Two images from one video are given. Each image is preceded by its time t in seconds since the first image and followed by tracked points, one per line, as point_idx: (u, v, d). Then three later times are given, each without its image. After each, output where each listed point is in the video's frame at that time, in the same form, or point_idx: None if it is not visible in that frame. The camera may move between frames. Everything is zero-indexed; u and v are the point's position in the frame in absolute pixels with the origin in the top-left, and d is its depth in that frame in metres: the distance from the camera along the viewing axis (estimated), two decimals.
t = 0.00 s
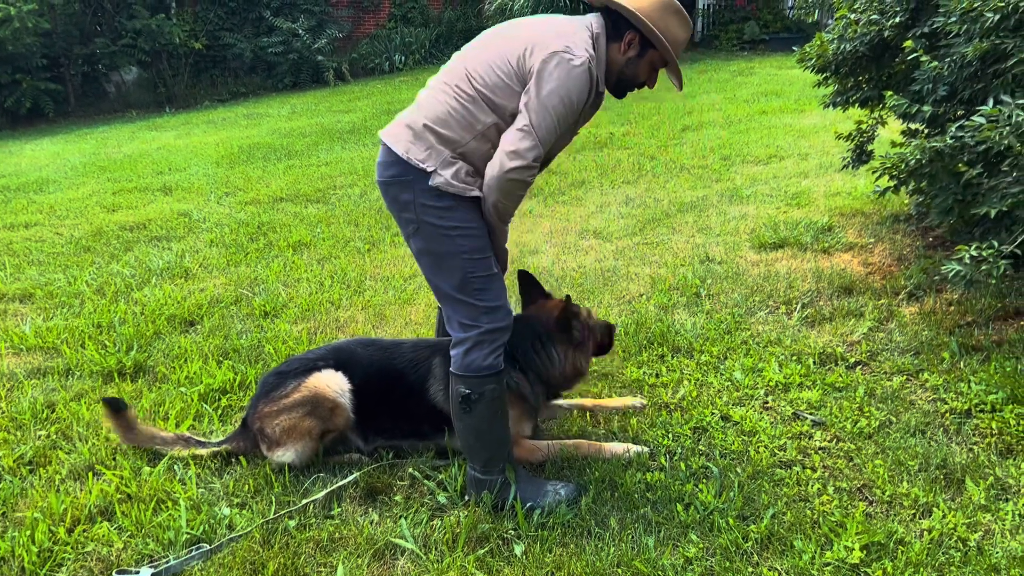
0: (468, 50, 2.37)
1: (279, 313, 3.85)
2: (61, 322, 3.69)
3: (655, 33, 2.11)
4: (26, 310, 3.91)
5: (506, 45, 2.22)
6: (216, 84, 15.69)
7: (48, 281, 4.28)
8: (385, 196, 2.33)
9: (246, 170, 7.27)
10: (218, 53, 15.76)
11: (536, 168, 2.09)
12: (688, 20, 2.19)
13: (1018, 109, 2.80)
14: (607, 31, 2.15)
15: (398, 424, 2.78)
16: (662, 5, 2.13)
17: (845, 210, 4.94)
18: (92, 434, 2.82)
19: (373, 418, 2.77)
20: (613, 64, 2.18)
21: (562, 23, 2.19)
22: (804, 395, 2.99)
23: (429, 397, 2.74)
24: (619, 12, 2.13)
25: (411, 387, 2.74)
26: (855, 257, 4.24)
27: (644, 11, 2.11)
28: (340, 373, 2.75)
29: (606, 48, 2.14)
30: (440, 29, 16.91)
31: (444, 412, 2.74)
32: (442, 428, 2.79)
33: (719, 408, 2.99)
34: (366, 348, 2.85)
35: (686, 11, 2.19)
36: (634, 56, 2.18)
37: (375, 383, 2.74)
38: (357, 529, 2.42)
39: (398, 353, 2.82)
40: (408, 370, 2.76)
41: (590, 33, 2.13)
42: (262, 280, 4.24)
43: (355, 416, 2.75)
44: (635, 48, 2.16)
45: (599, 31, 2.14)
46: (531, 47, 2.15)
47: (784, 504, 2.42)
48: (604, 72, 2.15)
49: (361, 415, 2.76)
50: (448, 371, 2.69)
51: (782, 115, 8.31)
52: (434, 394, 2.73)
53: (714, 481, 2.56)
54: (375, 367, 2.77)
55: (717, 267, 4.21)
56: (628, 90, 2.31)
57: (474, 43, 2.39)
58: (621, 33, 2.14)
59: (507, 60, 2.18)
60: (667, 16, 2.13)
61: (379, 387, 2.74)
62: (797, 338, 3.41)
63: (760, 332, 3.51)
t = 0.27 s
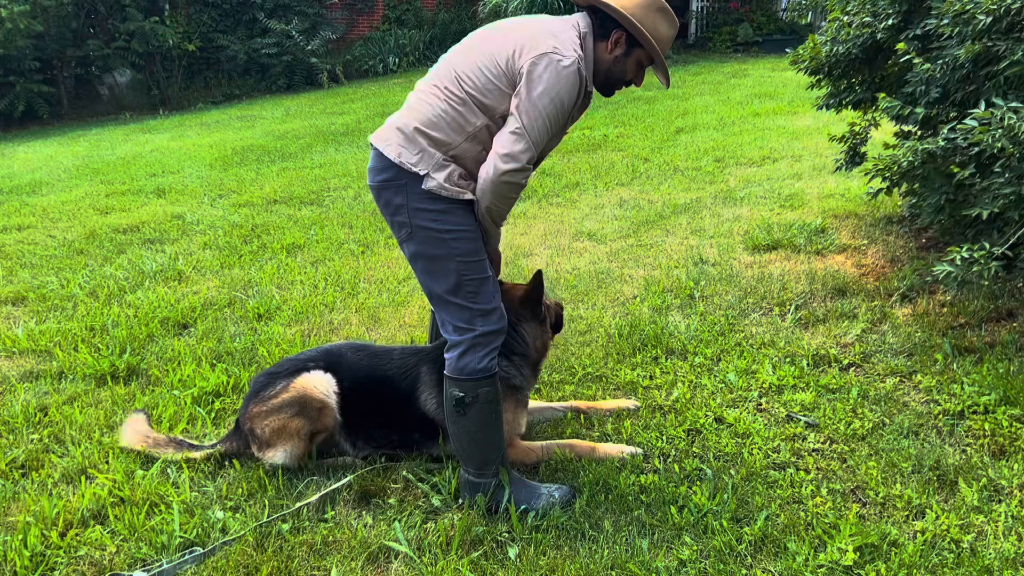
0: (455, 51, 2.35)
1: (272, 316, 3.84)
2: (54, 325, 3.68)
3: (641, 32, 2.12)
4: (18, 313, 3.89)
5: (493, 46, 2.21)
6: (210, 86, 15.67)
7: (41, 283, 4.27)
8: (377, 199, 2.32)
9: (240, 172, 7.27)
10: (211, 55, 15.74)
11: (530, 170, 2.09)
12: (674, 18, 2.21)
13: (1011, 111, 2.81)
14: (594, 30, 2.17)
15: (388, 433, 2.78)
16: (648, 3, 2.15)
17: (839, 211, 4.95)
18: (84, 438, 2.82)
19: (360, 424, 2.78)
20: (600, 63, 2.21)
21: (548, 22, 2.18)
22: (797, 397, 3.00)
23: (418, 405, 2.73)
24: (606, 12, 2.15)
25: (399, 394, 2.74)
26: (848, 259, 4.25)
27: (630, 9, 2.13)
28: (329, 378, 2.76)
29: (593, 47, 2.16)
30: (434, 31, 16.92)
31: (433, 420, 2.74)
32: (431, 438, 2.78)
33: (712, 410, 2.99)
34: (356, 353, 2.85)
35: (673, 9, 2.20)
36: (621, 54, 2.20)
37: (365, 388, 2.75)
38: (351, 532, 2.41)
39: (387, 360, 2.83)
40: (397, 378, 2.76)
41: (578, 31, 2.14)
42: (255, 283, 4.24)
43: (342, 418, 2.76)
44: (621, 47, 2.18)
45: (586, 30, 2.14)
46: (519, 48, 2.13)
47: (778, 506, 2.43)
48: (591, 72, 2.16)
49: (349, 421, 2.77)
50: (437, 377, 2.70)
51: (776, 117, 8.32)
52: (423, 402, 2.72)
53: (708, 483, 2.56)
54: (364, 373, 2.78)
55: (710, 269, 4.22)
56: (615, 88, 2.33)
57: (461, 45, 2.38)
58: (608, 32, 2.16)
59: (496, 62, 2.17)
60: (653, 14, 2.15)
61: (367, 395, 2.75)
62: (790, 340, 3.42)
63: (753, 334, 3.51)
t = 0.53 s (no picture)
0: (450, 54, 2.36)
1: (267, 318, 3.84)
2: (48, 327, 3.67)
3: (637, 36, 2.12)
4: (11, 315, 3.88)
5: (488, 48, 2.21)
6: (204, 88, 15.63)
7: (34, 285, 4.26)
8: (372, 201, 2.32)
9: (234, 174, 7.26)
10: (205, 56, 15.71)
11: (525, 174, 2.08)
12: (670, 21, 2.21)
13: (1004, 114, 2.82)
14: (590, 34, 2.17)
15: (384, 431, 2.77)
16: (645, 8, 2.14)
17: (833, 213, 4.97)
18: (78, 440, 2.80)
19: (354, 425, 2.77)
20: (596, 67, 2.21)
21: (544, 25, 2.18)
22: (792, 398, 3.00)
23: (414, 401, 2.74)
24: (602, 16, 2.15)
25: (395, 391, 2.75)
26: (842, 260, 4.26)
27: (626, 14, 2.13)
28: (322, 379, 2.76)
29: (589, 51, 2.16)
30: (429, 33, 16.91)
31: (430, 416, 2.75)
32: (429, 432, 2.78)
33: (707, 411, 3.00)
34: (347, 352, 2.85)
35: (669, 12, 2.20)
36: (617, 58, 2.20)
37: (358, 389, 2.75)
38: (346, 534, 2.40)
39: (380, 358, 2.83)
40: (392, 374, 2.77)
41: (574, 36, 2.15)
42: (250, 285, 4.23)
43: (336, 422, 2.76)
44: (617, 51, 2.18)
45: (582, 35, 2.16)
46: (514, 51, 2.13)
47: (773, 508, 2.43)
48: (587, 75, 2.16)
49: (344, 423, 2.77)
50: (431, 372, 2.72)
51: (770, 118, 8.34)
52: (419, 398, 2.73)
53: (703, 484, 2.56)
54: (358, 372, 2.78)
55: (705, 271, 4.22)
56: (610, 92, 2.34)
57: (456, 48, 2.38)
58: (604, 36, 2.16)
59: (491, 64, 2.18)
60: (649, 19, 2.14)
61: (361, 394, 2.75)
62: (785, 341, 3.43)
63: (748, 335, 3.52)
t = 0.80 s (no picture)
0: (450, 56, 2.36)
1: (262, 320, 3.83)
2: (42, 329, 3.66)
3: (638, 41, 2.14)
4: (5, 317, 3.87)
5: (488, 51, 2.21)
6: (199, 90, 15.64)
7: (28, 287, 4.25)
8: (371, 203, 2.32)
9: (229, 175, 7.25)
10: (200, 58, 15.69)
11: (524, 177, 2.09)
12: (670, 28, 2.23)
13: (998, 115, 2.82)
14: (591, 39, 2.18)
15: (380, 431, 2.79)
16: (646, 14, 2.17)
17: (828, 214, 4.98)
18: (73, 442, 2.80)
19: (352, 425, 2.78)
20: (596, 71, 2.22)
21: (544, 29, 2.18)
22: (788, 399, 3.00)
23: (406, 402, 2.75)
24: (603, 21, 2.17)
25: (389, 393, 2.76)
26: (837, 261, 4.27)
27: (627, 18, 2.15)
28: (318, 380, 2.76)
29: (590, 55, 2.17)
30: (423, 35, 16.94)
31: (423, 418, 2.75)
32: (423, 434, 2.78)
33: (703, 412, 3.00)
34: (342, 354, 2.86)
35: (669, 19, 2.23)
36: (617, 63, 2.21)
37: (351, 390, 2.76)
38: (343, 536, 2.40)
39: (376, 358, 2.83)
40: (386, 374, 2.78)
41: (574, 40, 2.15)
42: (245, 286, 4.23)
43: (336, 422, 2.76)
44: (618, 55, 2.19)
45: (583, 38, 2.16)
46: (513, 54, 2.13)
47: (769, 509, 2.43)
48: (587, 79, 2.17)
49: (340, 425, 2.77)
50: (421, 375, 2.74)
51: (765, 120, 8.36)
52: (410, 400, 2.75)
53: (699, 485, 2.57)
54: (353, 374, 2.78)
55: (701, 272, 4.23)
56: (610, 97, 2.34)
57: (456, 49, 2.38)
58: (604, 41, 2.17)
59: (491, 67, 2.18)
60: (650, 23, 2.17)
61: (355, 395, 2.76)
62: (780, 342, 3.43)
63: (743, 336, 3.52)
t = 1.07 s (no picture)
0: (451, 57, 2.36)
1: (259, 321, 3.83)
2: (38, 330, 3.65)
3: (641, 45, 2.15)
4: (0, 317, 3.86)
5: (491, 54, 2.22)
6: (194, 91, 15.63)
7: (24, 288, 4.24)
8: (372, 203, 2.32)
9: (225, 176, 7.24)
10: (196, 58, 15.67)
11: (525, 180, 2.09)
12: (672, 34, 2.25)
13: (993, 116, 2.83)
14: (593, 43, 2.18)
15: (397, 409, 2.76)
16: (648, 20, 2.19)
17: (824, 215, 4.99)
18: (69, 443, 2.79)
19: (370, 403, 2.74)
20: (598, 75, 2.22)
21: (546, 33, 2.19)
22: (784, 400, 3.01)
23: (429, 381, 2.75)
24: (606, 26, 2.18)
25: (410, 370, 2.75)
26: (833, 262, 4.28)
27: (630, 23, 2.17)
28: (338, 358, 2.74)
29: (592, 59, 2.17)
30: (419, 36, 16.95)
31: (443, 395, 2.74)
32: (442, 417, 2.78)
33: (699, 412, 3.00)
34: (358, 334, 2.84)
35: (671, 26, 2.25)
36: (619, 68, 2.21)
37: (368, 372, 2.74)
38: (340, 536, 2.40)
39: (392, 339, 2.82)
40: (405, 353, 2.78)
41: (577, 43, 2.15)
42: (242, 287, 4.23)
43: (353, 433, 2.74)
44: (620, 60, 2.19)
45: (585, 42, 2.16)
46: (516, 57, 2.14)
47: (766, 509, 2.43)
48: (589, 83, 2.17)
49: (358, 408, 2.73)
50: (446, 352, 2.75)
51: (761, 121, 8.37)
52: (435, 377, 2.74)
53: (696, 485, 2.57)
54: (371, 353, 2.77)
55: (697, 273, 4.23)
56: (611, 102, 2.34)
57: (459, 51, 2.39)
58: (607, 45, 2.18)
59: (493, 70, 2.18)
60: (652, 29, 2.19)
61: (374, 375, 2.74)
62: (776, 343, 3.44)
63: (739, 337, 3.53)
